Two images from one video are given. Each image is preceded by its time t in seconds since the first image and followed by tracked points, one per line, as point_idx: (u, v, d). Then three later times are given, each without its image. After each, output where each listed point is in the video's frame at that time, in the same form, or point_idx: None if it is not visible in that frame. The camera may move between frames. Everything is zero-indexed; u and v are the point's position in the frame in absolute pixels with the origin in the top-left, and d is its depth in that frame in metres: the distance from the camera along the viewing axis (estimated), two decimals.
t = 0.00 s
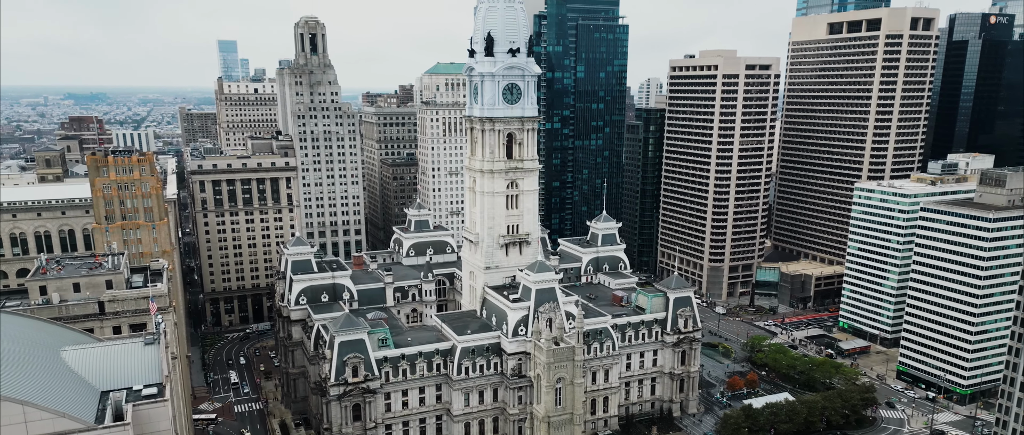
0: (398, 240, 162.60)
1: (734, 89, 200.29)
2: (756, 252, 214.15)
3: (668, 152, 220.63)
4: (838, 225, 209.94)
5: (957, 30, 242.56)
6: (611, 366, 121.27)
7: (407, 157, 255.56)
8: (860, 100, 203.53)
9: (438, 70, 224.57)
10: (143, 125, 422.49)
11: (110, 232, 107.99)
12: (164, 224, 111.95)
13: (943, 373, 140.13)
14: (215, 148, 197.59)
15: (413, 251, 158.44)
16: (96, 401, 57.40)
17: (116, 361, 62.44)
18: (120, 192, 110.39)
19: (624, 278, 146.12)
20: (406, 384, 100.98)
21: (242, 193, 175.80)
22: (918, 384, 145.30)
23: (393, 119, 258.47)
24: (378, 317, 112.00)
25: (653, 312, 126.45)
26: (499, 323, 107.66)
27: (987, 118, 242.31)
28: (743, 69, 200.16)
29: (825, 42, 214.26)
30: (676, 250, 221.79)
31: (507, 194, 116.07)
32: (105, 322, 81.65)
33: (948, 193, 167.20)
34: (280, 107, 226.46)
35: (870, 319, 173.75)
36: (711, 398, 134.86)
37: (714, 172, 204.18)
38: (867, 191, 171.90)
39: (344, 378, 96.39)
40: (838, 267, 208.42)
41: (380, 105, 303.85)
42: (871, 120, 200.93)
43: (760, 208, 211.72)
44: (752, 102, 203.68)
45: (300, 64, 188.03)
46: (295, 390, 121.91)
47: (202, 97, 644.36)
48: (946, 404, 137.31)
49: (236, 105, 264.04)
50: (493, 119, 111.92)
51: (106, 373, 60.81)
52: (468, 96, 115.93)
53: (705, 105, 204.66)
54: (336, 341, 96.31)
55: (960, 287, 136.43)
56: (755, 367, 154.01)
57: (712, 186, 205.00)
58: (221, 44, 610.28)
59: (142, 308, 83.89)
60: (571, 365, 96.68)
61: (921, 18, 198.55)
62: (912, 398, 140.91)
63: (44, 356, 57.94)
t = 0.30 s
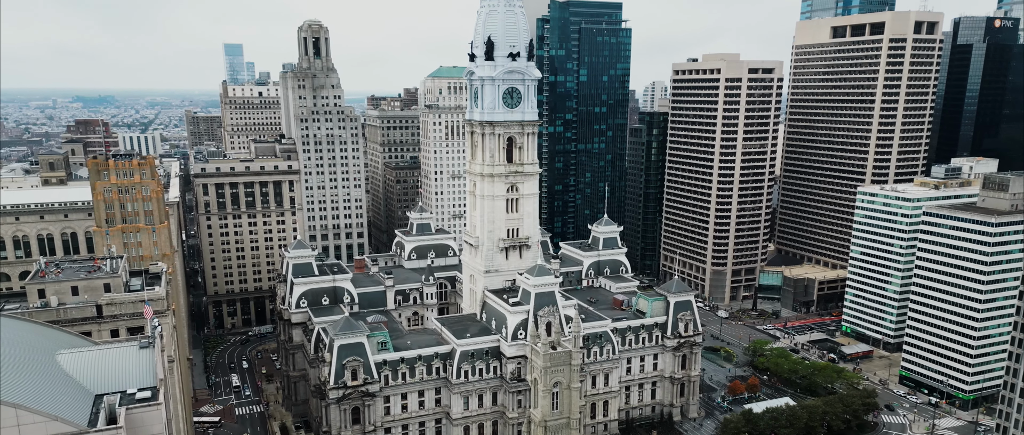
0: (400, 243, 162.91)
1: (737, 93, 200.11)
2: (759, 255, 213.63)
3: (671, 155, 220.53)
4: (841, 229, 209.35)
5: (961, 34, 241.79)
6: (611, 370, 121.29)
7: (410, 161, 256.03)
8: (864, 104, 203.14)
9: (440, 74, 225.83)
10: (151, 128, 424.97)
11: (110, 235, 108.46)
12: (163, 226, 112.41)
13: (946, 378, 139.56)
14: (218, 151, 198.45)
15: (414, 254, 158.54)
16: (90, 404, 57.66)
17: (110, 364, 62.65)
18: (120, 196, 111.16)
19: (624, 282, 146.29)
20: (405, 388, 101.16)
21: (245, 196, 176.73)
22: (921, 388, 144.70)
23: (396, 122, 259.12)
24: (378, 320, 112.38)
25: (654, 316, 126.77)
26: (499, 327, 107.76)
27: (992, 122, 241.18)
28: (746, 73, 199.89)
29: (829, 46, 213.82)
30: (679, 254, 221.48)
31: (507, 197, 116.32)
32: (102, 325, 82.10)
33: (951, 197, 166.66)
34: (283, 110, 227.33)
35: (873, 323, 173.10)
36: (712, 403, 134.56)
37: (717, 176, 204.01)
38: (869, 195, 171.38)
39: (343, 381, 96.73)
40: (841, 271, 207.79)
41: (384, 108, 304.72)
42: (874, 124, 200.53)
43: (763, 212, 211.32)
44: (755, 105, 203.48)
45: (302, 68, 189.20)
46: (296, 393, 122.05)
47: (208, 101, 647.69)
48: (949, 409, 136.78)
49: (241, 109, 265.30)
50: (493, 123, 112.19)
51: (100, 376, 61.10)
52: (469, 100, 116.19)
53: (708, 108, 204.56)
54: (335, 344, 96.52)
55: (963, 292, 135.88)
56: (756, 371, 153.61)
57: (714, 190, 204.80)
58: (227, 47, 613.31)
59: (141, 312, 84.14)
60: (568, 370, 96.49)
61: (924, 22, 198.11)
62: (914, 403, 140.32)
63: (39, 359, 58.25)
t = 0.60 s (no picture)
0: (402, 247, 163.23)
1: (740, 97, 199.80)
2: (762, 259, 213.14)
3: (674, 159, 220.40)
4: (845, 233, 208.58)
5: (967, 38, 240.73)
6: (611, 374, 121.36)
7: (414, 164, 256.54)
8: (868, 109, 202.58)
9: (443, 78, 226.67)
10: (158, 131, 427.71)
11: (111, 238, 109.85)
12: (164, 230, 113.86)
13: (948, 384, 138.89)
14: (223, 154, 199.57)
15: (416, 258, 158.63)
16: (82, 408, 58.09)
17: (103, 366, 62.99)
18: (121, 199, 111.59)
19: (625, 286, 146.20)
20: (404, 391, 101.42)
21: (249, 200, 177.85)
22: (923, 394, 143.98)
23: (400, 126, 259.65)
24: (378, 323, 112.69)
25: (654, 320, 126.19)
26: (498, 331, 107.91)
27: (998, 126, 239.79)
28: (750, 77, 199.44)
29: (833, 49, 213.23)
30: (682, 258, 221.23)
31: (507, 201, 116.62)
32: (100, 329, 81.81)
33: (955, 202, 166.07)
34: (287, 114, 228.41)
35: (876, 328, 172.39)
36: (713, 407, 134.27)
37: (720, 179, 203.71)
38: (872, 199, 170.70)
39: (342, 385, 97.11)
40: (845, 275, 207.00)
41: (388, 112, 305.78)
42: (878, 128, 199.92)
43: (766, 216, 210.87)
44: (758, 109, 203.18)
45: (306, 72, 191.16)
46: (296, 396, 122.30)
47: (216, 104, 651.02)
48: (951, 415, 136.13)
49: (246, 112, 266.66)
50: (493, 127, 112.56)
51: (94, 379, 61.54)
52: (469, 104, 116.48)
53: (711, 112, 204.41)
54: (334, 347, 96.85)
55: (965, 297, 135.24)
56: (758, 375, 153.22)
57: (717, 194, 204.46)
58: (234, 51, 616.62)
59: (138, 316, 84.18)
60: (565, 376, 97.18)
61: (929, 26, 197.45)
62: (916, 409, 139.68)
63: (32, 362, 58.56)
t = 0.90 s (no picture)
0: (403, 249, 163.57)
1: (742, 100, 199.67)
2: (764, 263, 212.70)
3: (677, 162, 220.26)
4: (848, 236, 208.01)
5: (970, 41, 240.20)
6: (611, 377, 121.38)
7: (417, 167, 257.25)
8: (871, 112, 202.14)
9: (446, 81, 227.38)
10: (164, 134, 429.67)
11: (110, 241, 110.89)
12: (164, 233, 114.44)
13: (950, 388, 138.18)
14: (226, 157, 200.36)
15: (418, 260, 158.74)
16: (77, 411, 58.40)
17: (98, 369, 63.32)
18: (121, 202, 112.11)
19: (626, 290, 146.17)
20: (403, 394, 101.58)
21: (251, 202, 178.12)
22: (925, 398, 143.35)
23: (403, 128, 260.37)
24: (378, 326, 112.84)
25: (653, 323, 126.30)
26: (497, 334, 107.96)
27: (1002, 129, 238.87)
28: (752, 80, 199.46)
29: (836, 52, 212.86)
30: (684, 261, 220.89)
31: (506, 204, 116.78)
32: (97, 332, 82.28)
33: (958, 205, 165.54)
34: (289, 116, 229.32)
35: (879, 332, 171.76)
36: (713, 411, 134.07)
37: (722, 183, 203.56)
38: (875, 202, 170.18)
39: (341, 387, 97.46)
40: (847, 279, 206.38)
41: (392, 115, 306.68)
42: (881, 131, 199.30)
43: (769, 219, 210.43)
44: (761, 111, 202.86)
45: (309, 75, 191.71)
46: (296, 398, 122.67)
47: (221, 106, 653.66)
48: (953, 420, 135.53)
49: (250, 115, 267.78)
50: (493, 130, 112.75)
51: (89, 381, 61.86)
52: (469, 107, 116.68)
53: (713, 115, 204.21)
54: (333, 350, 97.14)
55: (968, 302, 134.60)
56: (759, 379, 152.85)
57: (720, 196, 204.11)
58: (239, 54, 619.49)
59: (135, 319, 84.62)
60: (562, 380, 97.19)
61: (932, 29, 197.13)
62: (918, 413, 139.07)
63: (27, 365, 58.91)
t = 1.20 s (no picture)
0: (404, 252, 163.94)
1: (743, 103, 199.59)
2: (766, 266, 212.41)
3: (678, 165, 220.29)
4: (850, 239, 207.74)
5: (973, 44, 239.78)
6: (610, 380, 121.42)
7: (419, 169, 258.19)
8: (873, 115, 201.91)
9: (447, 84, 228.16)
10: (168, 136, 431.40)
11: (110, 244, 110.62)
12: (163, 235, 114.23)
13: (952, 392, 137.80)
14: (228, 159, 201.10)
15: (418, 263, 159.15)
16: (70, 413, 58.86)
17: (92, 371, 63.73)
18: (121, 205, 112.77)
19: (626, 293, 146.23)
20: (402, 397, 101.84)
21: (253, 205, 178.76)
22: (927, 402, 142.89)
23: (405, 132, 261.38)
24: (377, 329, 113.14)
25: (653, 327, 126.24)
26: (496, 337, 108.12)
27: (1006, 132, 238.16)
28: (753, 83, 199.49)
29: (839, 55, 212.78)
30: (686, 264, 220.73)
31: (506, 207, 117.01)
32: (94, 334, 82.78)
33: (959, 209, 165.21)
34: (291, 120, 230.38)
35: (880, 335, 171.34)
36: (713, 415, 133.90)
37: (724, 186, 203.40)
38: (876, 206, 169.90)
39: (339, 390, 97.72)
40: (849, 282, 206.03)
41: (394, 117, 307.44)
42: (883, 134, 198.98)
43: (771, 222, 210.22)
44: (763, 114, 202.78)
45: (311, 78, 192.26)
46: (296, 401, 123.04)
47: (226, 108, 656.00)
48: (954, 424, 135.07)
49: (253, 117, 268.62)
50: (492, 133, 112.98)
51: (83, 384, 62.33)
52: (469, 111, 116.94)
53: (715, 118, 204.19)
54: (331, 353, 97.29)
55: (969, 305, 134.26)
56: (760, 382, 152.57)
57: (721, 199, 204.04)
58: (244, 56, 621.79)
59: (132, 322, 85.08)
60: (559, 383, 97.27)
61: (934, 32, 196.92)
62: (919, 417, 138.67)
63: (22, 367, 59.36)
